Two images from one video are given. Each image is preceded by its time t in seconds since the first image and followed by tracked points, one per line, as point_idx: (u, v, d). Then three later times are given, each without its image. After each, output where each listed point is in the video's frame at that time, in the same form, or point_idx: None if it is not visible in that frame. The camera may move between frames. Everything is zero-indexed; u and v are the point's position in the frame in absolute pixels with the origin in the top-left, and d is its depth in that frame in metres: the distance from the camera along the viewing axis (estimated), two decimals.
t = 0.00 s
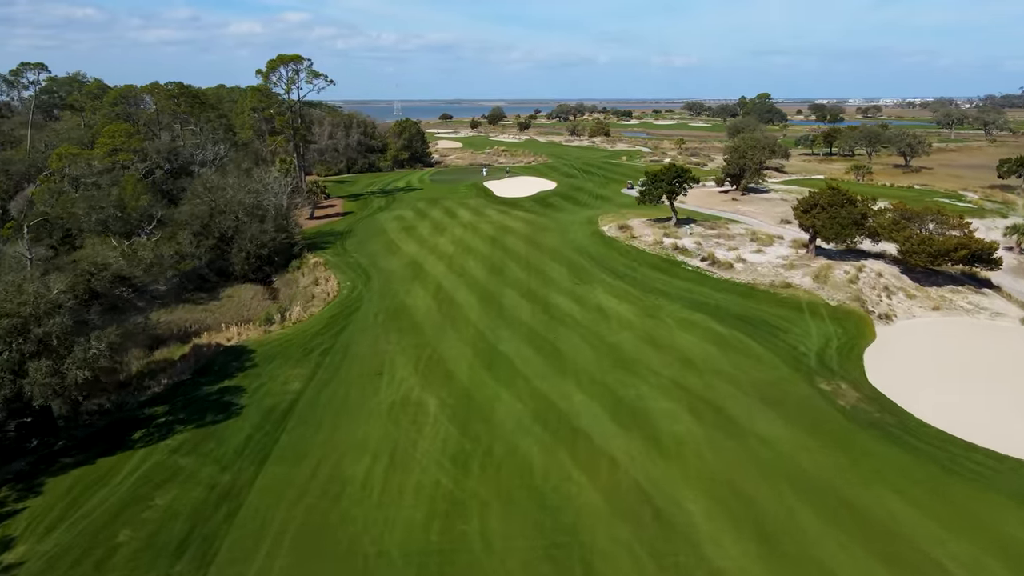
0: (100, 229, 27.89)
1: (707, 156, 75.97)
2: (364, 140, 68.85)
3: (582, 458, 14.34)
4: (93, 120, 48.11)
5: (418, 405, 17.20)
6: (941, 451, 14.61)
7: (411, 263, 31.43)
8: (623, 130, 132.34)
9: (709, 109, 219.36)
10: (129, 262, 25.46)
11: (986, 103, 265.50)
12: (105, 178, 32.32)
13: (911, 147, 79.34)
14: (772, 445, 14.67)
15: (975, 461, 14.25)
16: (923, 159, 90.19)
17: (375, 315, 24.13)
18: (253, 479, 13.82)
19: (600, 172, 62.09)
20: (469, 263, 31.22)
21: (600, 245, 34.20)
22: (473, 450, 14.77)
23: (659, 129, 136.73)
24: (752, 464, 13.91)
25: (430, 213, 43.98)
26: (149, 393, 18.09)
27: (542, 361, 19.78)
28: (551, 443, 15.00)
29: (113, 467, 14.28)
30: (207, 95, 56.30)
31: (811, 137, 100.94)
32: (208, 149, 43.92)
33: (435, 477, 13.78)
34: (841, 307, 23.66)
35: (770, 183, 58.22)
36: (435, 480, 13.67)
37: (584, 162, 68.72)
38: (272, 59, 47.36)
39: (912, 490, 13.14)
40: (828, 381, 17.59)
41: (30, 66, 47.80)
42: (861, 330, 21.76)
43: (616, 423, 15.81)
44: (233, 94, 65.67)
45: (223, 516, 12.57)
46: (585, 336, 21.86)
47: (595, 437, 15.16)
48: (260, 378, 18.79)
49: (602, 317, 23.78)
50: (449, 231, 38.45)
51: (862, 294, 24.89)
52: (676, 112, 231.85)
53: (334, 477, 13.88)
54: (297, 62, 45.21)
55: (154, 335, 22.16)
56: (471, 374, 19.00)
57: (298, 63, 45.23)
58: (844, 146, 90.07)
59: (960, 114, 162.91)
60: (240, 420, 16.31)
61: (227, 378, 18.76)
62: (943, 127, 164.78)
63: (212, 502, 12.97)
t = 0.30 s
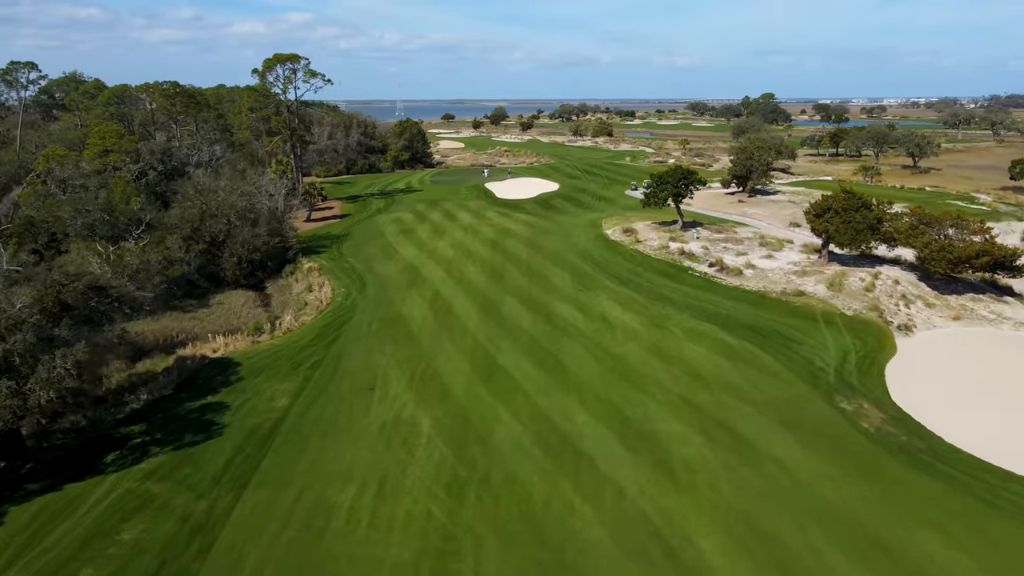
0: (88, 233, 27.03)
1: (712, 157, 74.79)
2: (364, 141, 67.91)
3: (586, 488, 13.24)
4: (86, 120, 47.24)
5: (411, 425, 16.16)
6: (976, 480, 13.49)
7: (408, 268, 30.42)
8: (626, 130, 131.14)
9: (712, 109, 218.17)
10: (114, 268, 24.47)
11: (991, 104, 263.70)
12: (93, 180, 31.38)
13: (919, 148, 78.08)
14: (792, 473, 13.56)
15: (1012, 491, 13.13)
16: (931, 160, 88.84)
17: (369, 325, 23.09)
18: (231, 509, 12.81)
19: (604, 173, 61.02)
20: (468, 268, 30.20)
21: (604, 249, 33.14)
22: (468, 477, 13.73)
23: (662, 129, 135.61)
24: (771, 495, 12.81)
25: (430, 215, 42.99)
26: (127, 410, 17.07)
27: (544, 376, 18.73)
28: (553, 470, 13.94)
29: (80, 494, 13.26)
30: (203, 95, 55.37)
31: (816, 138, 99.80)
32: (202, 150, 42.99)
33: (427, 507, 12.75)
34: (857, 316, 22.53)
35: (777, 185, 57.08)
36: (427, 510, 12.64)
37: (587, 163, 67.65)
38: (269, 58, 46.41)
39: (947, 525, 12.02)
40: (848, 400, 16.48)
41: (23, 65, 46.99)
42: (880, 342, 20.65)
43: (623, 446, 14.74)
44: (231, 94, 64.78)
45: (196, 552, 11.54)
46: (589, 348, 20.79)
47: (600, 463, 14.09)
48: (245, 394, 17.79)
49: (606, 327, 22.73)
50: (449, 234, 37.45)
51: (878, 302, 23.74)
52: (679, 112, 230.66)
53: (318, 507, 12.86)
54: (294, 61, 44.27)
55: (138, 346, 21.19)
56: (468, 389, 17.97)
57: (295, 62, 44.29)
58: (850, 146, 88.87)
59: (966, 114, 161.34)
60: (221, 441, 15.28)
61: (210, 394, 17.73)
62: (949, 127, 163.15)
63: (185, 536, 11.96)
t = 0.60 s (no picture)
0: (72, 238, 26.07)
1: (717, 158, 73.59)
2: (364, 141, 66.93)
3: (591, 522, 12.14)
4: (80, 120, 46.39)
5: (402, 448, 15.08)
6: (1015, 514, 12.33)
7: (406, 274, 29.37)
8: (629, 130, 129.97)
9: (715, 109, 216.67)
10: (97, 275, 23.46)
11: (997, 104, 261.77)
12: (80, 182, 30.44)
13: (928, 149, 76.73)
14: (815, 507, 12.44)
15: None
16: (939, 160, 87.46)
17: (362, 335, 22.02)
18: (204, 544, 11.78)
19: (607, 174, 59.90)
20: (467, 274, 29.14)
21: (608, 254, 32.05)
22: (462, 509, 12.66)
23: (665, 130, 134.35)
24: (792, 533, 11.70)
25: (429, 218, 41.96)
26: (102, 428, 16.06)
27: (545, 392, 17.63)
28: (555, 501, 12.86)
29: (42, 526, 12.24)
30: (200, 95, 54.47)
31: (823, 138, 98.50)
32: (196, 151, 42.07)
33: (417, 544, 11.69)
34: (875, 328, 21.39)
35: (784, 186, 55.90)
36: (416, 548, 11.58)
37: (590, 164, 66.55)
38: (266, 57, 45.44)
39: (988, 566, 10.88)
40: (871, 423, 15.34)
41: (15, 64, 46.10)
42: (901, 356, 19.50)
43: (630, 474, 13.65)
44: (229, 94, 63.89)
45: None
46: (592, 360, 19.69)
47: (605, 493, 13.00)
48: (228, 411, 16.77)
49: (611, 338, 21.63)
50: (448, 237, 36.41)
51: (897, 313, 22.59)
52: (682, 113, 229.42)
53: (298, 543, 11.81)
54: (291, 60, 43.31)
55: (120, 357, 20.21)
56: (465, 407, 16.90)
57: (292, 61, 43.33)
58: (857, 147, 87.58)
59: (973, 114, 159.66)
60: (198, 466, 14.25)
61: (191, 412, 16.71)
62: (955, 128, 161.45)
63: None
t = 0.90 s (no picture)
0: (55, 243, 25.10)
1: (722, 159, 72.39)
2: (363, 142, 65.94)
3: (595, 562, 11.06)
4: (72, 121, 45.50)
5: (393, 473, 14.02)
6: None
7: (402, 280, 28.32)
8: (632, 130, 128.74)
9: (719, 109, 215.55)
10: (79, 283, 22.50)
11: (1003, 104, 259.55)
12: (67, 185, 29.50)
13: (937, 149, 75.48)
14: (841, 545, 11.32)
15: None
16: (948, 162, 86.02)
17: (355, 346, 20.96)
18: None
19: (610, 175, 58.80)
20: (466, 281, 28.08)
21: (612, 259, 30.97)
22: (454, 546, 11.58)
23: (669, 130, 133.12)
24: None
25: (428, 220, 40.94)
26: (72, 450, 15.05)
27: (546, 411, 16.53)
28: (556, 537, 11.77)
29: None
30: (195, 96, 53.50)
31: (829, 139, 97.25)
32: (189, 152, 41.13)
33: None
34: (895, 341, 20.26)
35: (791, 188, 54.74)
36: None
37: (593, 165, 65.45)
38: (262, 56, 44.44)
39: None
40: (899, 449, 14.22)
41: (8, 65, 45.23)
42: (924, 372, 18.37)
43: (637, 505, 12.55)
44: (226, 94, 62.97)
45: None
46: (597, 375, 18.60)
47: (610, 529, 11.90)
48: (208, 431, 15.74)
49: (616, 350, 20.55)
50: (447, 241, 35.38)
51: (917, 324, 21.46)
52: (683, 113, 228.51)
53: None
54: (287, 59, 42.33)
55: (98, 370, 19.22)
56: (460, 427, 15.83)
57: (288, 60, 42.35)
58: (864, 148, 86.36)
59: (979, 114, 158.09)
60: (172, 495, 13.21)
61: (168, 432, 15.71)
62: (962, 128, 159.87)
63: None
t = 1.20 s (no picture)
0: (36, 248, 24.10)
1: (727, 160, 71.21)
2: (363, 142, 64.98)
3: None
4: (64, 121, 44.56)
5: (381, 502, 12.98)
6: None
7: (399, 286, 27.27)
8: (635, 130, 127.54)
9: (722, 109, 214.24)
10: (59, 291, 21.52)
11: (1009, 104, 257.89)
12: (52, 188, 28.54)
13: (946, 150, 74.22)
14: None
15: None
16: (956, 162, 84.68)
17: (346, 359, 19.92)
18: None
19: (614, 176, 57.73)
20: (465, 287, 27.02)
21: (617, 265, 29.89)
22: None
23: (672, 130, 131.98)
24: None
25: (427, 223, 39.92)
26: (38, 474, 14.01)
27: (548, 433, 15.45)
28: None
29: None
30: (192, 95, 52.53)
31: (835, 139, 96.02)
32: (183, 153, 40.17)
33: None
34: (918, 355, 19.11)
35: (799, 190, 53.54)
36: None
37: (596, 166, 64.34)
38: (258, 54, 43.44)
39: None
40: (931, 480, 13.08)
41: None
42: (952, 390, 17.22)
43: (646, 544, 11.46)
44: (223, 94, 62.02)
45: None
46: (602, 392, 17.52)
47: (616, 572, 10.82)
48: (185, 454, 14.70)
49: (622, 364, 19.45)
50: (446, 245, 34.34)
51: (940, 336, 20.31)
52: (687, 113, 227.21)
53: None
54: (283, 58, 41.33)
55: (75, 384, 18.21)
56: (455, 450, 14.79)
57: (284, 59, 41.35)
58: (871, 148, 85.12)
59: (986, 115, 156.49)
60: (141, 528, 12.19)
61: (142, 455, 14.67)
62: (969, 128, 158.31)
63: None
